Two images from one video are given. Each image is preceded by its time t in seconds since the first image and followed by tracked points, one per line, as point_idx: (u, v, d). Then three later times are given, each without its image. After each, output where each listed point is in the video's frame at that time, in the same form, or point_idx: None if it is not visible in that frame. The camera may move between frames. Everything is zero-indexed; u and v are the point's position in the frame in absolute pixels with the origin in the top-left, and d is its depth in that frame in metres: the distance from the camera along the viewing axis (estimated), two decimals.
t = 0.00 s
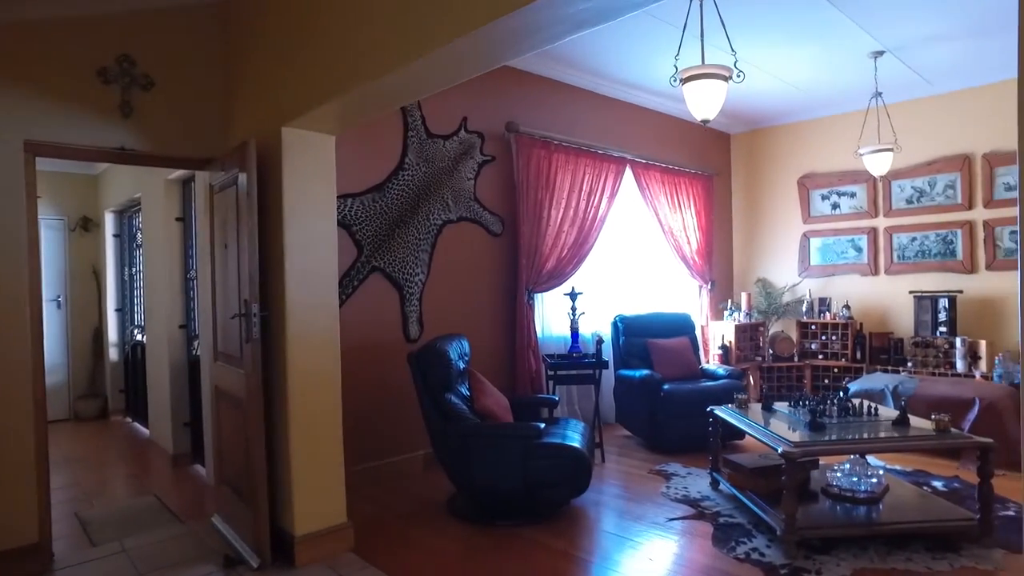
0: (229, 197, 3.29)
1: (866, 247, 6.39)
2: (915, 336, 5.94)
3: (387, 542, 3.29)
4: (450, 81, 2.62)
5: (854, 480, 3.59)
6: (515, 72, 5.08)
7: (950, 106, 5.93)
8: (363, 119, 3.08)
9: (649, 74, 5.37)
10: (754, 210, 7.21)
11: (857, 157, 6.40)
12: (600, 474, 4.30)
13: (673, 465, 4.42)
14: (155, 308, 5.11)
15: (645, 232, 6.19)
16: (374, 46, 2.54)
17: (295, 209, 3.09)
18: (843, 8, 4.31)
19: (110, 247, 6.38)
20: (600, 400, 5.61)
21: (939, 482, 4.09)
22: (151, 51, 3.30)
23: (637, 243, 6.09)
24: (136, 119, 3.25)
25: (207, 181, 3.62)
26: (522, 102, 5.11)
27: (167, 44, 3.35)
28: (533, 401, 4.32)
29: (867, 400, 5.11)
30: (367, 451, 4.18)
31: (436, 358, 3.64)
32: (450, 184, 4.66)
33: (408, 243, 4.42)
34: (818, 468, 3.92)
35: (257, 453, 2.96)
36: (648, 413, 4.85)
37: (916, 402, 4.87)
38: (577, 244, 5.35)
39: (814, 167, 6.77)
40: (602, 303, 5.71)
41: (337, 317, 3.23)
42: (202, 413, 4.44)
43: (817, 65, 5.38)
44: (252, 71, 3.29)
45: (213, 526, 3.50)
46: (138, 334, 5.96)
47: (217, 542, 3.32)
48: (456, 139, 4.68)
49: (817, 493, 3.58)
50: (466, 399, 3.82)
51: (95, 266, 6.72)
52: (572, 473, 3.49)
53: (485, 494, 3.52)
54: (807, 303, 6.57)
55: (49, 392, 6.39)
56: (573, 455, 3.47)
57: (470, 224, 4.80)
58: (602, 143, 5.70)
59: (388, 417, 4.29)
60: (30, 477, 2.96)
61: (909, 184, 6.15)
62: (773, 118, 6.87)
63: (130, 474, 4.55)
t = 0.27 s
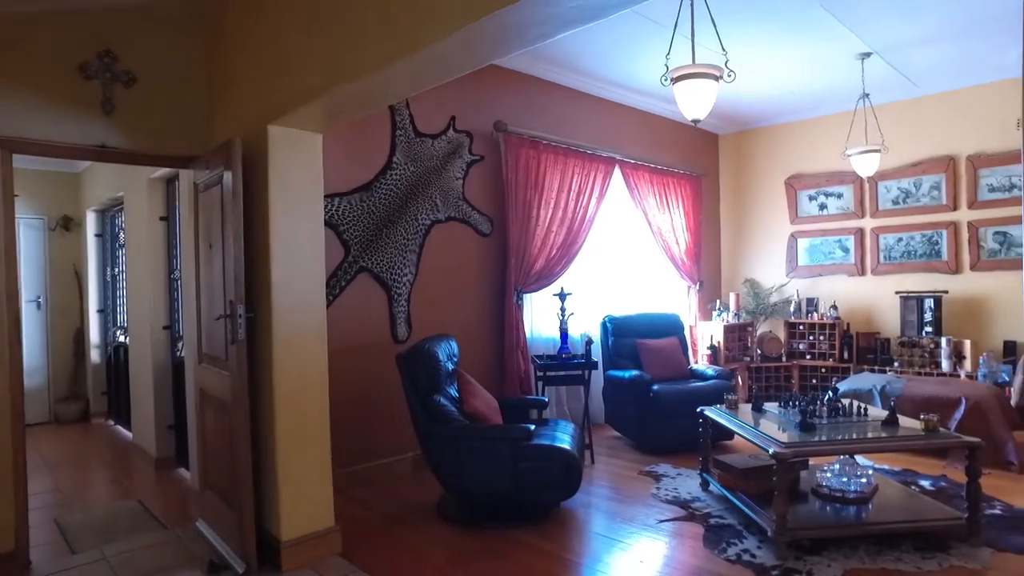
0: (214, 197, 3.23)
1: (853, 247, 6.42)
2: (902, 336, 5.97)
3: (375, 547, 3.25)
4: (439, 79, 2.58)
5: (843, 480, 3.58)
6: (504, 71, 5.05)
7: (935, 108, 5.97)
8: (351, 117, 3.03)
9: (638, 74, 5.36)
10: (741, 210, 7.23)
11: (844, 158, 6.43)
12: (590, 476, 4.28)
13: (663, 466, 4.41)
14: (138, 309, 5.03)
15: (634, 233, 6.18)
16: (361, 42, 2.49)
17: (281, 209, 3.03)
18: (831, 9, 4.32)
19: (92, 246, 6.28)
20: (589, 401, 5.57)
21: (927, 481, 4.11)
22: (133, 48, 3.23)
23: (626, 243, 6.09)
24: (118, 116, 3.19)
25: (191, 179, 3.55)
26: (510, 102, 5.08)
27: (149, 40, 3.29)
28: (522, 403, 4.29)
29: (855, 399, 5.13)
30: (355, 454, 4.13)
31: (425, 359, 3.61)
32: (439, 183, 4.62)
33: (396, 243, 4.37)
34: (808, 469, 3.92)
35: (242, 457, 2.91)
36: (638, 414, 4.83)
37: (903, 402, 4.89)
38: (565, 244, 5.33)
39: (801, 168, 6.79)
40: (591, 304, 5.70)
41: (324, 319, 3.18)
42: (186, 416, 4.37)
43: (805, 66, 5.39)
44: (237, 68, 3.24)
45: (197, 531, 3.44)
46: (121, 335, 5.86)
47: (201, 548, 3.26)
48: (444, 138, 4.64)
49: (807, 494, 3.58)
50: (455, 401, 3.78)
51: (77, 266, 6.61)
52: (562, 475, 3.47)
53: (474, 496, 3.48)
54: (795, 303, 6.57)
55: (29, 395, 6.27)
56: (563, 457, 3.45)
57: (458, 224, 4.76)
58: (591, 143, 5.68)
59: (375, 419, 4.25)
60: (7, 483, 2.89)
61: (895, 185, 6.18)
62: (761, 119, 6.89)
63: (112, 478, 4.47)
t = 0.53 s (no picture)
0: (200, 196, 3.17)
1: (841, 248, 6.45)
2: (889, 337, 5.99)
3: (364, 551, 3.20)
4: (430, 77, 2.54)
5: (835, 481, 3.58)
6: (494, 71, 5.02)
7: (922, 110, 6.01)
8: (339, 115, 2.99)
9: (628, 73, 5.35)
10: (731, 211, 7.24)
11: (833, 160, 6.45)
12: (581, 477, 4.26)
13: (654, 468, 4.40)
14: (121, 310, 4.95)
15: (624, 233, 6.17)
16: (350, 39, 2.45)
17: (268, 209, 2.98)
18: (821, 11, 4.33)
19: (75, 246, 6.18)
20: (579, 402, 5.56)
21: (916, 481, 4.12)
22: (116, 44, 3.17)
23: (616, 244, 6.07)
24: (100, 114, 3.12)
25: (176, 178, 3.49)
26: (500, 101, 5.05)
27: (133, 37, 3.23)
28: (512, 405, 4.26)
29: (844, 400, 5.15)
30: (343, 457, 4.08)
31: (415, 361, 3.57)
32: (428, 183, 4.58)
33: (385, 244, 4.33)
34: (799, 470, 3.92)
35: (228, 461, 2.85)
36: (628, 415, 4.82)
37: (892, 402, 4.90)
38: (555, 245, 5.30)
39: (790, 169, 6.81)
40: (581, 305, 5.68)
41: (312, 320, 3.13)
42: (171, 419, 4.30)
43: (794, 67, 5.40)
44: (223, 65, 3.18)
45: (182, 537, 3.38)
46: (104, 337, 5.77)
47: (186, 554, 3.20)
48: (434, 138, 4.60)
49: (798, 495, 3.58)
50: (445, 403, 3.74)
51: (59, 266, 6.50)
52: (553, 478, 3.44)
53: (464, 500, 3.44)
54: (785, 304, 6.59)
55: (9, 398, 6.15)
56: (554, 460, 3.42)
57: (448, 225, 4.73)
58: (581, 143, 5.66)
59: (364, 422, 4.20)
60: None
61: (883, 186, 6.21)
62: (751, 120, 6.91)
63: (95, 482, 4.39)
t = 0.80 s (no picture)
0: (184, 195, 3.11)
1: (829, 249, 6.47)
2: (877, 336, 6.00)
3: (352, 557, 3.15)
4: (419, 75, 2.50)
5: (826, 482, 3.57)
6: (483, 70, 4.98)
7: (909, 111, 6.04)
8: (326, 114, 2.93)
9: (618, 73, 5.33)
10: (719, 212, 7.25)
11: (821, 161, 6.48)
12: (571, 480, 4.23)
13: (644, 469, 4.38)
14: (104, 311, 4.86)
15: (613, 234, 6.16)
16: (338, 37, 2.40)
17: (254, 209, 2.92)
18: (810, 12, 4.33)
19: (56, 247, 6.07)
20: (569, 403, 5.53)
21: (905, 481, 4.13)
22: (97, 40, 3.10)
23: (605, 244, 6.05)
24: (81, 111, 3.04)
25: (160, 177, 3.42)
26: (489, 101, 5.01)
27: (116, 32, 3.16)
28: (502, 407, 4.22)
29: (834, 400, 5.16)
30: (331, 461, 4.03)
31: (404, 363, 3.52)
32: (417, 183, 4.53)
33: (373, 244, 4.28)
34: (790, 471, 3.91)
35: (213, 466, 2.79)
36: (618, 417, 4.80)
37: (880, 402, 4.92)
38: (545, 246, 5.27)
39: (779, 170, 6.83)
40: (570, 306, 5.65)
41: (299, 322, 3.07)
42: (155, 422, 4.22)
43: (782, 68, 5.41)
44: (208, 61, 3.12)
45: (166, 543, 3.31)
46: (86, 339, 5.67)
47: (170, 561, 3.14)
48: (422, 137, 4.55)
49: (789, 497, 3.57)
50: (435, 405, 3.70)
51: (39, 267, 6.38)
52: (544, 480, 3.40)
53: (454, 503, 3.40)
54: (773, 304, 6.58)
55: None
56: (545, 463, 3.38)
57: (436, 225, 4.68)
58: (571, 143, 5.64)
59: (352, 424, 4.14)
60: None
61: (870, 188, 6.25)
62: (739, 121, 6.92)
63: (76, 488, 4.30)
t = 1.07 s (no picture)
0: (171, 194, 3.05)
1: (818, 249, 6.49)
2: (865, 337, 6.02)
3: (342, 561, 3.11)
4: (411, 73, 2.46)
5: (818, 483, 3.57)
6: (473, 69, 4.95)
7: (897, 113, 6.08)
8: (315, 112, 2.89)
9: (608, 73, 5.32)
10: (709, 213, 7.26)
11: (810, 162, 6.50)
12: (563, 481, 4.20)
13: (636, 471, 4.36)
14: (87, 312, 4.78)
15: (604, 234, 6.14)
16: (327, 34, 2.36)
17: (243, 208, 2.87)
18: (800, 13, 4.33)
19: (38, 246, 5.96)
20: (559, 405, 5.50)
21: (895, 481, 4.14)
22: (81, 36, 3.04)
23: (595, 245, 6.04)
24: (64, 107, 2.98)
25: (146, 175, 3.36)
26: (480, 101, 4.98)
27: (100, 28, 3.10)
28: (493, 408, 4.19)
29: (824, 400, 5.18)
30: (320, 463, 3.98)
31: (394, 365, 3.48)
32: (407, 183, 4.49)
33: (363, 244, 4.23)
34: (781, 472, 3.91)
35: (201, 470, 2.74)
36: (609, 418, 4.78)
37: (870, 402, 4.94)
38: (535, 246, 5.25)
39: (768, 171, 6.86)
40: (561, 307, 5.63)
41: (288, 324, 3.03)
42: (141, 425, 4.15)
43: (772, 70, 5.43)
44: (195, 58, 3.07)
45: (152, 549, 3.25)
46: (68, 340, 5.57)
47: (156, 567, 3.07)
48: (412, 137, 4.51)
49: (781, 497, 3.57)
50: (426, 407, 3.66)
51: (20, 267, 6.27)
52: (536, 482, 3.38)
53: (446, 506, 3.36)
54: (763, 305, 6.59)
55: None
56: (538, 465, 3.36)
57: (427, 225, 4.64)
58: (561, 144, 5.62)
59: (341, 427, 4.09)
60: None
61: (858, 189, 6.28)
62: (728, 122, 6.94)
63: (59, 493, 4.22)
